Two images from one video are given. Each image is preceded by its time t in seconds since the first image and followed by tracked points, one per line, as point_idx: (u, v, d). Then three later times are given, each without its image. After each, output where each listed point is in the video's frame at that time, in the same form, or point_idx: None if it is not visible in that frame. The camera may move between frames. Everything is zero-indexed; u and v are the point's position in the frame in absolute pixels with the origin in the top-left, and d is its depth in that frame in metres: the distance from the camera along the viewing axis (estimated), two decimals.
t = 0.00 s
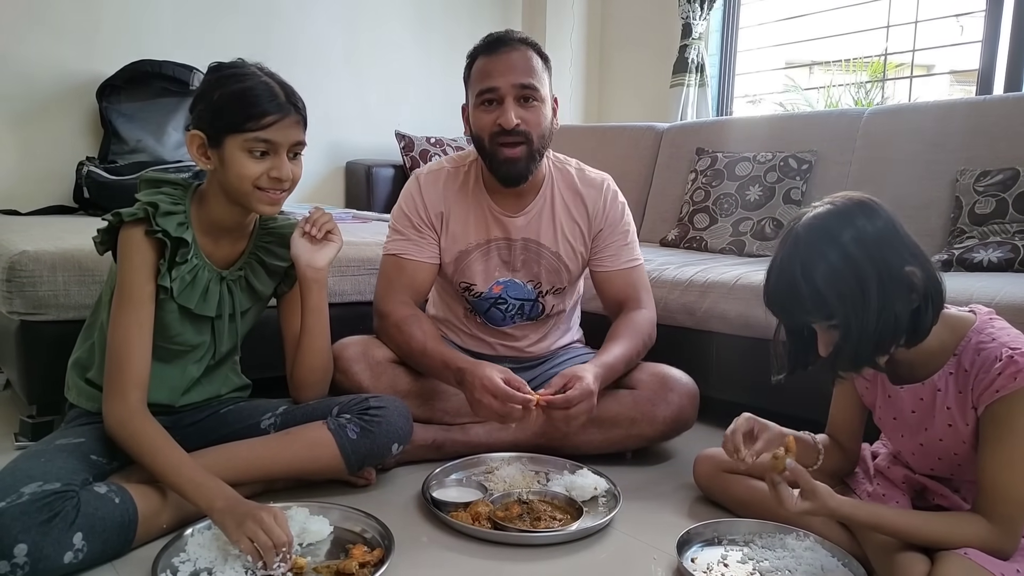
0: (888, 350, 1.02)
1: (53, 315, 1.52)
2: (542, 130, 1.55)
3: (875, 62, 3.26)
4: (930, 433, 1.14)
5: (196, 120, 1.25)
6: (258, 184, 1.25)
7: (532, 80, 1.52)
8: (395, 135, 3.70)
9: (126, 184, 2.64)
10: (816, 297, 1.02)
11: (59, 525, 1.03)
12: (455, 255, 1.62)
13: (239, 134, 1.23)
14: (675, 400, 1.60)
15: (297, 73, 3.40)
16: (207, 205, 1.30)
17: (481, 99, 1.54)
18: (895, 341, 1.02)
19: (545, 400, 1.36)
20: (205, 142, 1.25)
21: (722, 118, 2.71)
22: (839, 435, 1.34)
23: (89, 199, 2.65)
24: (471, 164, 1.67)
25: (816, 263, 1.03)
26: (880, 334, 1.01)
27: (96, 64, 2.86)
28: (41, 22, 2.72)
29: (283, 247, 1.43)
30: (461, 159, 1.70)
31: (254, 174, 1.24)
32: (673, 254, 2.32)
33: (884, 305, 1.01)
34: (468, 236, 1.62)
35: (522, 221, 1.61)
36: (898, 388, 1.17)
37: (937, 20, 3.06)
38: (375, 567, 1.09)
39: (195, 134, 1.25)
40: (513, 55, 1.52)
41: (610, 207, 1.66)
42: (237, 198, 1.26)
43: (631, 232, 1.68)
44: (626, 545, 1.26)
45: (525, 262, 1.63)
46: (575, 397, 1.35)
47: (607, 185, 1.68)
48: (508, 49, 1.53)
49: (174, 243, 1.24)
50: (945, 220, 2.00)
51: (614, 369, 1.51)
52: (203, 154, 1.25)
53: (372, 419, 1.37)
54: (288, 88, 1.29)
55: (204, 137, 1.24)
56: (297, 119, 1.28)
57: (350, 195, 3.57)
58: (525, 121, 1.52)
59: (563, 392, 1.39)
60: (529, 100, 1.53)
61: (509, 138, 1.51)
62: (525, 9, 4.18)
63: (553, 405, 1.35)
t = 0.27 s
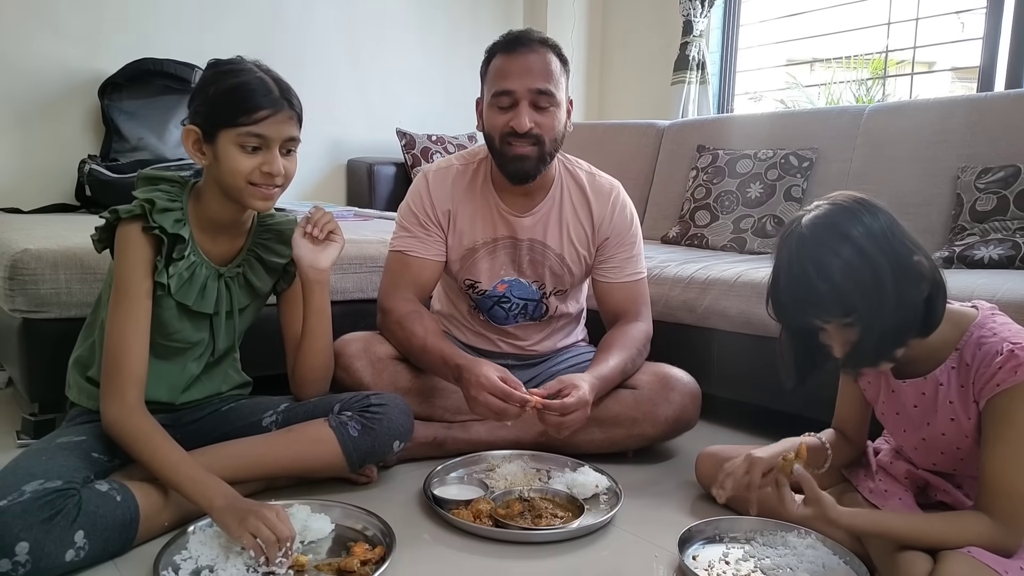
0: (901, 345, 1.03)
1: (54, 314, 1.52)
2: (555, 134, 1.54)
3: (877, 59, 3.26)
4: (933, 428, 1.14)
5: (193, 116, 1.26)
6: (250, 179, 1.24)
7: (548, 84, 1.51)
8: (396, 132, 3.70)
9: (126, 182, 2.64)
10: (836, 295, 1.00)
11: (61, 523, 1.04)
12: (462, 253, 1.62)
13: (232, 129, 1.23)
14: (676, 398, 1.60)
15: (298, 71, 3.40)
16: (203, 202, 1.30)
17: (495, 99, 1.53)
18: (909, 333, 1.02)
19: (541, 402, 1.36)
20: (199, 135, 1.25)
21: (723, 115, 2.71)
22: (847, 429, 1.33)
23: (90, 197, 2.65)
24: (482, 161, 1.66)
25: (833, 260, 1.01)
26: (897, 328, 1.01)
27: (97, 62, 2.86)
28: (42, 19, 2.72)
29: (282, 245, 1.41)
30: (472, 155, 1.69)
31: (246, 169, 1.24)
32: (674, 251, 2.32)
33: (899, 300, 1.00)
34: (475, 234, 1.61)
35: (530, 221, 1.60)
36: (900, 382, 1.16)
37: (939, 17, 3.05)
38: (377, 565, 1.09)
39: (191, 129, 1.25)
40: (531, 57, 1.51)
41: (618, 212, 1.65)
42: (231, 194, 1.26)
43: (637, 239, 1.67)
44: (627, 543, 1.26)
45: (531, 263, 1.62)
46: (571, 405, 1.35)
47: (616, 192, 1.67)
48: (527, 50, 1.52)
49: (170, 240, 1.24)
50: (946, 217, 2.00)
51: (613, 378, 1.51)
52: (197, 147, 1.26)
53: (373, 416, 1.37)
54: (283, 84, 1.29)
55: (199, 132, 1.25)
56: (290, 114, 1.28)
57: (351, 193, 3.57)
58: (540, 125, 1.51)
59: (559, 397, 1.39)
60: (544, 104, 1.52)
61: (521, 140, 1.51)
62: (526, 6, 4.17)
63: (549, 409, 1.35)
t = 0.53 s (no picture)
0: (905, 336, 1.03)
1: (56, 312, 1.52)
2: (570, 154, 1.52)
3: (878, 56, 3.27)
4: (934, 423, 1.14)
5: (188, 111, 1.26)
6: (245, 173, 1.24)
7: (568, 108, 1.46)
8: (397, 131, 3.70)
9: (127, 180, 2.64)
10: (841, 288, 1.00)
11: (62, 521, 1.03)
12: (469, 254, 1.62)
13: (225, 122, 1.23)
14: (678, 397, 1.60)
15: (299, 69, 3.40)
16: (200, 198, 1.30)
17: (512, 118, 1.48)
18: (911, 322, 1.03)
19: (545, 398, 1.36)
20: (194, 131, 1.25)
21: (724, 113, 2.71)
22: (844, 425, 1.33)
23: (91, 195, 2.65)
24: (492, 162, 1.65)
25: (836, 253, 1.01)
26: (901, 318, 1.01)
27: (98, 60, 2.86)
28: (43, 18, 2.72)
29: (281, 241, 1.39)
30: (481, 154, 1.68)
31: (240, 163, 1.24)
32: (676, 249, 2.32)
33: (902, 291, 1.01)
34: (483, 235, 1.61)
35: (539, 221, 1.60)
36: (901, 376, 1.16)
37: (940, 15, 3.05)
38: (378, 564, 1.08)
39: (185, 125, 1.25)
40: (552, 78, 1.45)
41: (627, 213, 1.65)
42: (226, 188, 1.26)
43: (643, 239, 1.67)
44: (629, 540, 1.26)
45: (538, 263, 1.62)
46: (576, 405, 1.35)
47: (624, 192, 1.67)
48: (548, 68, 1.45)
49: (168, 236, 1.24)
50: (948, 214, 2.00)
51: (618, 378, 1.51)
52: (192, 142, 1.26)
53: (375, 414, 1.37)
54: (275, 77, 1.29)
55: (193, 128, 1.25)
56: (283, 107, 1.28)
57: (352, 191, 3.57)
58: (557, 149, 1.48)
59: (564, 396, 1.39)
60: (562, 126, 1.47)
61: (538, 164, 1.48)
62: (527, 5, 4.17)
63: (553, 406, 1.35)
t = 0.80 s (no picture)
0: (905, 329, 1.03)
1: (57, 312, 1.52)
2: (573, 156, 1.51)
3: (878, 54, 3.27)
4: (936, 420, 1.14)
5: (185, 109, 1.26)
6: (245, 170, 1.24)
7: (573, 109, 1.45)
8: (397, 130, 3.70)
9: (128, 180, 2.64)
10: (841, 282, 1.00)
11: (63, 521, 1.04)
12: (470, 254, 1.62)
13: (224, 120, 1.23)
14: (680, 396, 1.60)
15: (300, 69, 3.40)
16: (197, 196, 1.30)
17: (515, 118, 1.47)
18: (911, 318, 1.02)
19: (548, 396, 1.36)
20: (191, 129, 1.25)
21: (725, 111, 2.71)
22: (841, 425, 1.32)
23: (92, 196, 2.65)
24: (494, 162, 1.65)
25: (835, 247, 1.01)
26: (900, 313, 1.01)
27: (99, 61, 2.86)
28: (44, 19, 2.72)
29: (278, 237, 1.39)
30: (483, 155, 1.68)
31: (239, 160, 1.24)
32: (677, 248, 2.32)
33: (903, 284, 1.01)
34: (485, 235, 1.61)
35: (541, 223, 1.60)
36: (904, 373, 1.16)
37: (940, 13, 3.05)
38: (381, 563, 1.09)
39: (183, 123, 1.25)
40: (556, 79, 1.44)
41: (628, 213, 1.65)
42: (224, 185, 1.25)
43: (644, 239, 1.67)
44: (630, 539, 1.26)
45: (538, 264, 1.62)
46: (579, 406, 1.35)
47: (626, 193, 1.67)
48: (552, 69, 1.44)
49: (165, 233, 1.24)
50: (948, 212, 2.00)
51: (620, 378, 1.51)
52: (190, 140, 1.26)
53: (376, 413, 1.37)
54: (274, 76, 1.29)
55: (191, 126, 1.25)
56: (281, 105, 1.28)
57: (353, 191, 3.57)
58: (558, 149, 1.48)
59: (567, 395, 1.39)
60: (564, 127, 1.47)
61: (540, 165, 1.48)
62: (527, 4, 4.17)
63: (556, 406, 1.35)
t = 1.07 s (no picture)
0: (903, 327, 1.03)
1: (58, 311, 1.52)
2: (579, 141, 1.53)
3: (880, 54, 3.27)
4: (937, 421, 1.14)
5: (186, 108, 1.26)
6: (250, 169, 1.25)
7: (579, 90, 1.49)
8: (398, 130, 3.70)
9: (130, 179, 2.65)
10: (840, 277, 1.00)
11: (65, 520, 1.04)
12: (472, 253, 1.62)
13: (229, 119, 1.23)
14: (680, 396, 1.60)
15: (301, 69, 3.40)
16: (197, 195, 1.30)
17: (523, 99, 1.51)
18: (908, 316, 1.02)
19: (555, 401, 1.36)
20: (194, 127, 1.25)
21: (726, 111, 2.71)
22: (845, 425, 1.33)
23: (93, 194, 2.65)
24: (498, 160, 1.65)
25: (835, 242, 1.01)
26: (898, 311, 1.01)
27: (101, 60, 2.86)
28: (45, 18, 2.72)
29: (278, 231, 1.38)
30: (487, 153, 1.68)
31: (244, 159, 1.24)
32: (678, 247, 2.32)
33: (903, 282, 1.00)
34: (488, 233, 1.61)
35: (543, 221, 1.61)
36: (904, 373, 1.16)
37: (941, 12, 3.05)
38: (381, 563, 1.08)
39: (185, 121, 1.25)
40: (562, 62, 1.49)
41: (631, 212, 1.65)
42: (228, 185, 1.26)
43: (647, 238, 1.67)
44: (631, 539, 1.26)
45: (540, 263, 1.62)
46: (587, 408, 1.34)
47: (629, 192, 1.67)
48: (558, 53, 1.49)
49: (164, 237, 1.24)
50: (949, 212, 2.00)
51: (621, 378, 1.51)
52: (191, 138, 1.26)
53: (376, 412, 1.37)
54: (277, 76, 1.29)
55: (193, 125, 1.25)
56: (284, 105, 1.28)
57: (354, 190, 3.57)
58: (564, 130, 1.50)
59: (574, 398, 1.39)
60: (570, 110, 1.50)
61: (545, 144, 1.50)
62: (528, 4, 4.17)
63: (564, 410, 1.35)
